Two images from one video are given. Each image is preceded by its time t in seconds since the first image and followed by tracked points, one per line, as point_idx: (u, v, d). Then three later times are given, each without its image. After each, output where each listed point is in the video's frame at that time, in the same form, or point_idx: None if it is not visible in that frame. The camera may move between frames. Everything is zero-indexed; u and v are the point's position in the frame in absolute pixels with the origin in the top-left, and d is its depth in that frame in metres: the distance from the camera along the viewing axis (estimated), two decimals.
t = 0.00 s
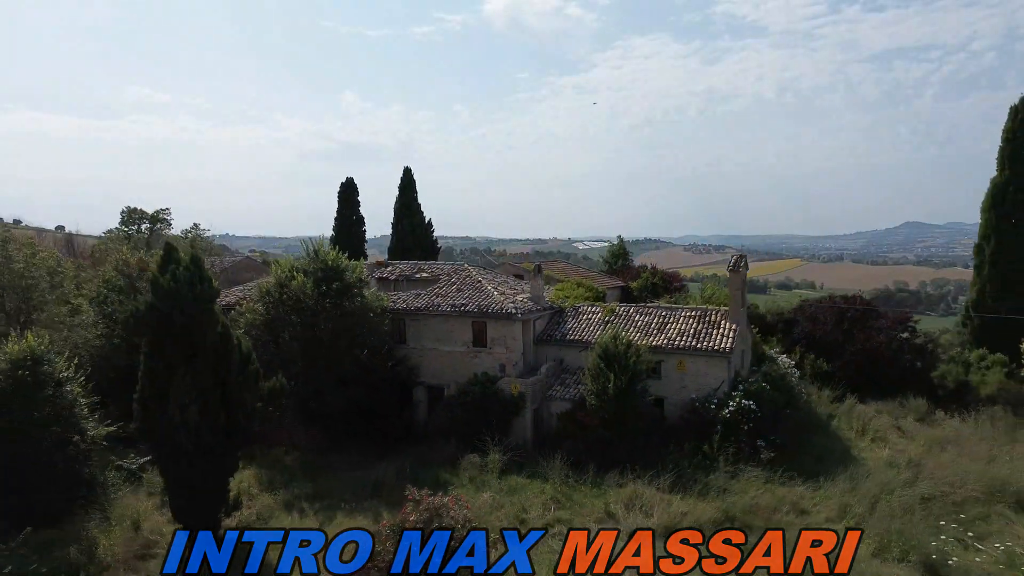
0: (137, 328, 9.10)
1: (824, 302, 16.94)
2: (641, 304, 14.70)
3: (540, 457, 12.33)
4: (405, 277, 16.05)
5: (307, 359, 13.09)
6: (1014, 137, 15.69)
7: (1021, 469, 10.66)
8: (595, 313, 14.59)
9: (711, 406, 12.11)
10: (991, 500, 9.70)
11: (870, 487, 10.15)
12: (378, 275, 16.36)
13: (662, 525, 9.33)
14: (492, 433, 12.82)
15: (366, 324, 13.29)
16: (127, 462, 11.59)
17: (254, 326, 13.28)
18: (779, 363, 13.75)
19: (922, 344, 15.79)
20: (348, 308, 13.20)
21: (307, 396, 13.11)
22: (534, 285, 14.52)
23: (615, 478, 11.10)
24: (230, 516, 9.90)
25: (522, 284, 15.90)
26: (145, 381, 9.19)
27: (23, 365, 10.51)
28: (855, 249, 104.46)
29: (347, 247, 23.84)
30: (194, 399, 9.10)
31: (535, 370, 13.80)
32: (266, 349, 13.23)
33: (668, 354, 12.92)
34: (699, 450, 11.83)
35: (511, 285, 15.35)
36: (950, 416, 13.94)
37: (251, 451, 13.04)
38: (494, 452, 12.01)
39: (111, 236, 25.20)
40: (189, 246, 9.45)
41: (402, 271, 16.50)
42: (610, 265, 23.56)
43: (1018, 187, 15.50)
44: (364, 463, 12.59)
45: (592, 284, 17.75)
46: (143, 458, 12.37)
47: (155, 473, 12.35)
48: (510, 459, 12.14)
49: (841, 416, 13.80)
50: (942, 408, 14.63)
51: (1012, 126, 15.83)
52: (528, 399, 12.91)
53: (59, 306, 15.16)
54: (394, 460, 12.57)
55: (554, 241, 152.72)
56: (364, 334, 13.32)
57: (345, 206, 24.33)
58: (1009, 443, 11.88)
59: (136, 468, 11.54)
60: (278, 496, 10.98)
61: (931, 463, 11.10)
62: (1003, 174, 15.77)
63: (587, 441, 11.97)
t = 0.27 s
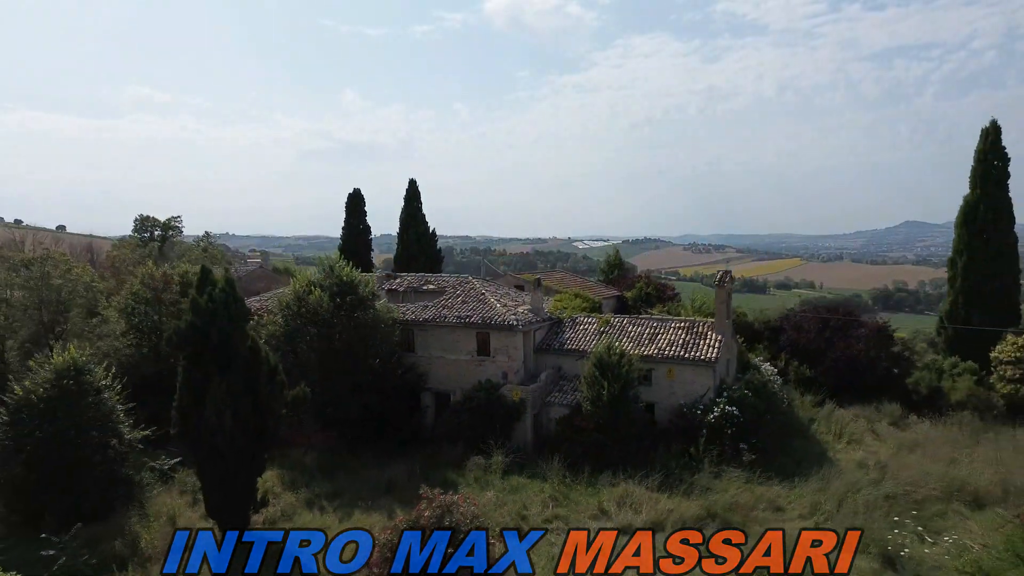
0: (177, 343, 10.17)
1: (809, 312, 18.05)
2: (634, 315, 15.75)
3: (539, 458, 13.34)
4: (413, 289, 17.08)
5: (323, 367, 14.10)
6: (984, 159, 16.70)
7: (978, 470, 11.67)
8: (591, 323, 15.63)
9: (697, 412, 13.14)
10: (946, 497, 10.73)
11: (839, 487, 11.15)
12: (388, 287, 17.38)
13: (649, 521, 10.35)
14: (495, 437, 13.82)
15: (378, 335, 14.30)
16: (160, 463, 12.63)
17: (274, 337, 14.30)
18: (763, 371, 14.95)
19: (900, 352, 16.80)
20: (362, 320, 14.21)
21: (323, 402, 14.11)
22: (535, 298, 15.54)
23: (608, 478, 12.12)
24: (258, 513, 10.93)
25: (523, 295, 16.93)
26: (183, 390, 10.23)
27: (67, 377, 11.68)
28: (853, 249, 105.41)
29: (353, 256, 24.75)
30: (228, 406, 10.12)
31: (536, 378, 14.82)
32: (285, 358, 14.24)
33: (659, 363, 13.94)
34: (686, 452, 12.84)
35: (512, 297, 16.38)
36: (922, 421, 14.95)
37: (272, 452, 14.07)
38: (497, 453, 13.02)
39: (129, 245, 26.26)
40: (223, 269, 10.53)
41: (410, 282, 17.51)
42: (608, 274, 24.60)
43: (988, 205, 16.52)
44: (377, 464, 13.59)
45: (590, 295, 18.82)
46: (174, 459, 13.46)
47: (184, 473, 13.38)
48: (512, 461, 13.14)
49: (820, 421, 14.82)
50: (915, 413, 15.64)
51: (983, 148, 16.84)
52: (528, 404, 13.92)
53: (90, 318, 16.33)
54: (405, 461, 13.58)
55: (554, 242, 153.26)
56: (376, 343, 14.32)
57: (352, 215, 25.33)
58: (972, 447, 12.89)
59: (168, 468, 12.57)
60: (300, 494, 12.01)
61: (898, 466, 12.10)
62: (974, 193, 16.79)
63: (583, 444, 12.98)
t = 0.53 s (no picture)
0: (211, 352, 11.26)
1: (795, 316, 19.19)
2: (629, 321, 16.78)
3: (539, 455, 14.36)
4: (420, 295, 18.10)
5: (337, 370, 15.11)
6: (960, 174, 17.72)
7: (942, 466, 12.72)
8: (588, 329, 16.66)
9: (686, 412, 14.20)
10: (911, 490, 11.77)
11: (815, 482, 12.19)
12: (397, 293, 18.40)
13: (639, 512, 11.41)
14: (498, 435, 14.82)
15: (389, 340, 15.32)
16: (190, 459, 13.71)
17: (291, 343, 15.31)
18: (748, 373, 16.14)
19: (880, 355, 17.85)
20: (373, 326, 15.22)
21: (337, 402, 15.12)
22: (535, 305, 16.56)
23: (603, 473, 13.16)
24: (282, 506, 12.00)
25: (524, 301, 17.96)
26: (216, 394, 11.31)
27: (105, 381, 12.71)
28: (850, 247, 106.37)
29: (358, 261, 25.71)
30: (257, 408, 11.20)
31: (536, 380, 15.85)
32: (301, 362, 15.24)
33: (650, 367, 14.98)
34: (676, 450, 13.87)
35: (514, 303, 17.41)
36: (897, 420, 16.00)
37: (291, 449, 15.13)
38: (500, 451, 14.04)
39: (145, 250, 27.30)
40: (252, 284, 11.64)
41: (417, 289, 18.53)
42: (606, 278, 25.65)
43: (963, 218, 17.55)
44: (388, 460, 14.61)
45: (587, 301, 19.88)
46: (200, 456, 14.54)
47: (210, 469, 14.48)
48: (514, 458, 14.15)
49: (802, 420, 15.89)
50: (893, 412, 16.72)
51: (959, 163, 17.85)
52: (529, 405, 14.93)
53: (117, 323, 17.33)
54: (414, 458, 14.60)
55: (554, 240, 154.38)
56: (386, 348, 15.33)
57: (359, 221, 26.32)
58: (940, 445, 13.94)
59: (196, 464, 13.65)
60: (319, 488, 13.08)
61: (871, 463, 13.13)
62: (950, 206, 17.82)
63: (580, 442, 14.00)
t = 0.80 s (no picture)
0: (238, 359, 12.36)
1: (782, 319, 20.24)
2: (624, 325, 17.82)
3: (539, 452, 15.41)
4: (427, 300, 19.13)
5: (351, 372, 16.15)
6: (938, 185, 18.74)
7: (911, 461, 13.78)
8: (585, 332, 17.70)
9: (676, 412, 15.25)
10: (880, 483, 12.82)
11: (793, 476, 13.24)
12: (404, 298, 19.44)
13: (630, 504, 12.49)
14: (501, 433, 15.86)
15: (399, 344, 16.35)
16: (215, 455, 14.81)
17: (307, 347, 16.36)
18: (736, 374, 17.19)
19: (861, 356, 18.89)
20: (384, 331, 16.25)
21: (350, 403, 16.17)
22: (535, 310, 17.60)
23: (598, 469, 14.22)
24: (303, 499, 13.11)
25: (525, 306, 19.00)
26: (243, 397, 12.41)
27: (138, 384, 13.73)
28: (847, 245, 107.30)
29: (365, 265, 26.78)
30: (280, 410, 12.30)
31: (536, 381, 16.89)
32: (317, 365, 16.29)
33: (643, 369, 16.02)
34: (666, 447, 14.92)
35: (516, 308, 18.44)
36: (875, 418, 17.06)
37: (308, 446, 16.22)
38: (503, 448, 15.09)
39: (160, 253, 28.37)
40: (276, 297, 12.77)
41: (424, 294, 19.57)
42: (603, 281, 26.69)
43: (941, 227, 18.56)
44: (398, 456, 15.68)
45: (585, 304, 20.93)
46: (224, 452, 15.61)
47: (233, 464, 15.59)
48: (516, 454, 15.20)
49: (786, 419, 16.95)
50: (871, 410, 17.79)
51: (937, 175, 18.85)
52: (530, 405, 15.96)
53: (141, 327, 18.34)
54: (422, 454, 15.66)
55: (554, 236, 155.33)
56: (396, 352, 16.37)
57: (366, 225, 27.32)
58: (911, 442, 14.99)
59: (221, 460, 14.76)
60: (336, 482, 14.18)
61: (847, 458, 14.18)
62: (929, 216, 18.83)
63: (578, 439, 15.04)
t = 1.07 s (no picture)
0: (262, 361, 13.46)
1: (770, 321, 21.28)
2: (619, 328, 18.86)
3: (540, 447, 16.46)
4: (433, 303, 20.18)
5: (363, 373, 17.18)
6: (917, 195, 19.77)
7: (885, 456, 14.83)
8: (583, 335, 18.73)
9: (668, 410, 16.30)
10: (855, 475, 13.86)
11: (774, 470, 14.32)
12: (411, 302, 20.48)
13: (623, 496, 13.58)
14: (504, 429, 16.90)
15: (408, 346, 17.38)
16: (237, 450, 15.92)
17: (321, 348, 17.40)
18: (724, 375, 18.25)
19: (844, 356, 19.94)
20: (394, 334, 17.26)
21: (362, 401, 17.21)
22: (536, 313, 18.63)
23: (594, 463, 15.28)
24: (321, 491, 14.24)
25: (526, 309, 20.04)
26: (266, 397, 13.53)
27: (167, 384, 14.88)
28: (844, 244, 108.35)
29: (371, 269, 27.83)
30: (300, 408, 13.43)
31: (537, 381, 17.94)
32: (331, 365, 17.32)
33: (637, 370, 17.06)
34: (658, 443, 15.98)
35: (517, 311, 19.48)
36: (855, 416, 18.13)
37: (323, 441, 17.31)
38: (505, 444, 16.15)
39: (173, 255, 29.41)
40: (296, 305, 13.88)
41: (430, 298, 20.61)
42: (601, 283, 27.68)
43: (919, 235, 19.61)
44: (407, 452, 16.75)
45: (583, 307, 21.97)
46: (245, 448, 16.71)
47: (253, 459, 16.70)
48: (518, 449, 16.25)
49: (771, 416, 18.02)
50: (852, 408, 18.86)
51: (917, 185, 19.88)
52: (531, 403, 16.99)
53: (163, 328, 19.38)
54: (430, 450, 16.73)
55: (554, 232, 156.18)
56: (406, 353, 17.39)
57: (372, 228, 28.31)
58: (886, 438, 16.08)
59: (243, 454, 15.86)
60: (350, 476, 15.29)
61: (826, 454, 15.26)
62: (908, 224, 19.88)
63: (576, 436, 16.10)
